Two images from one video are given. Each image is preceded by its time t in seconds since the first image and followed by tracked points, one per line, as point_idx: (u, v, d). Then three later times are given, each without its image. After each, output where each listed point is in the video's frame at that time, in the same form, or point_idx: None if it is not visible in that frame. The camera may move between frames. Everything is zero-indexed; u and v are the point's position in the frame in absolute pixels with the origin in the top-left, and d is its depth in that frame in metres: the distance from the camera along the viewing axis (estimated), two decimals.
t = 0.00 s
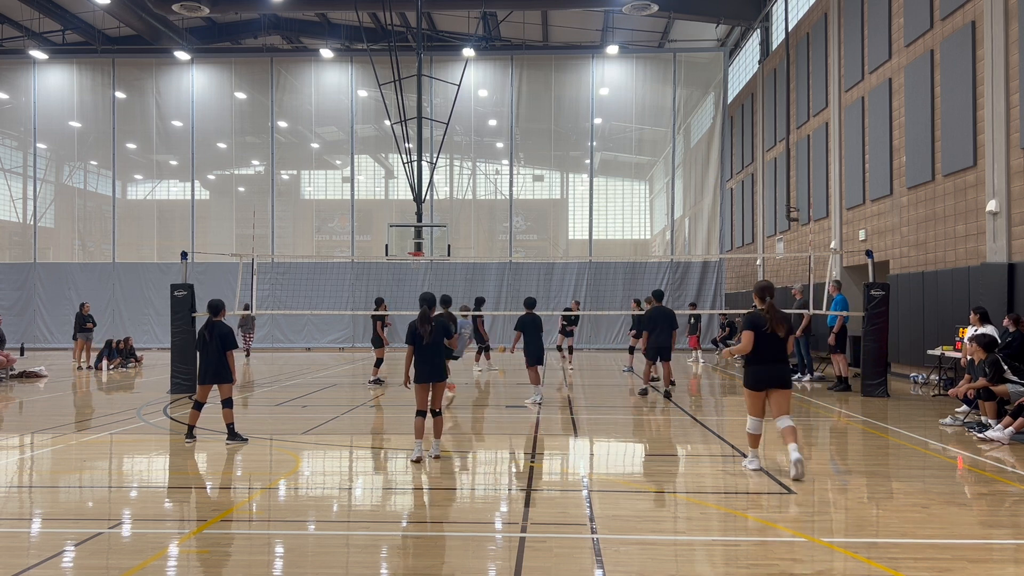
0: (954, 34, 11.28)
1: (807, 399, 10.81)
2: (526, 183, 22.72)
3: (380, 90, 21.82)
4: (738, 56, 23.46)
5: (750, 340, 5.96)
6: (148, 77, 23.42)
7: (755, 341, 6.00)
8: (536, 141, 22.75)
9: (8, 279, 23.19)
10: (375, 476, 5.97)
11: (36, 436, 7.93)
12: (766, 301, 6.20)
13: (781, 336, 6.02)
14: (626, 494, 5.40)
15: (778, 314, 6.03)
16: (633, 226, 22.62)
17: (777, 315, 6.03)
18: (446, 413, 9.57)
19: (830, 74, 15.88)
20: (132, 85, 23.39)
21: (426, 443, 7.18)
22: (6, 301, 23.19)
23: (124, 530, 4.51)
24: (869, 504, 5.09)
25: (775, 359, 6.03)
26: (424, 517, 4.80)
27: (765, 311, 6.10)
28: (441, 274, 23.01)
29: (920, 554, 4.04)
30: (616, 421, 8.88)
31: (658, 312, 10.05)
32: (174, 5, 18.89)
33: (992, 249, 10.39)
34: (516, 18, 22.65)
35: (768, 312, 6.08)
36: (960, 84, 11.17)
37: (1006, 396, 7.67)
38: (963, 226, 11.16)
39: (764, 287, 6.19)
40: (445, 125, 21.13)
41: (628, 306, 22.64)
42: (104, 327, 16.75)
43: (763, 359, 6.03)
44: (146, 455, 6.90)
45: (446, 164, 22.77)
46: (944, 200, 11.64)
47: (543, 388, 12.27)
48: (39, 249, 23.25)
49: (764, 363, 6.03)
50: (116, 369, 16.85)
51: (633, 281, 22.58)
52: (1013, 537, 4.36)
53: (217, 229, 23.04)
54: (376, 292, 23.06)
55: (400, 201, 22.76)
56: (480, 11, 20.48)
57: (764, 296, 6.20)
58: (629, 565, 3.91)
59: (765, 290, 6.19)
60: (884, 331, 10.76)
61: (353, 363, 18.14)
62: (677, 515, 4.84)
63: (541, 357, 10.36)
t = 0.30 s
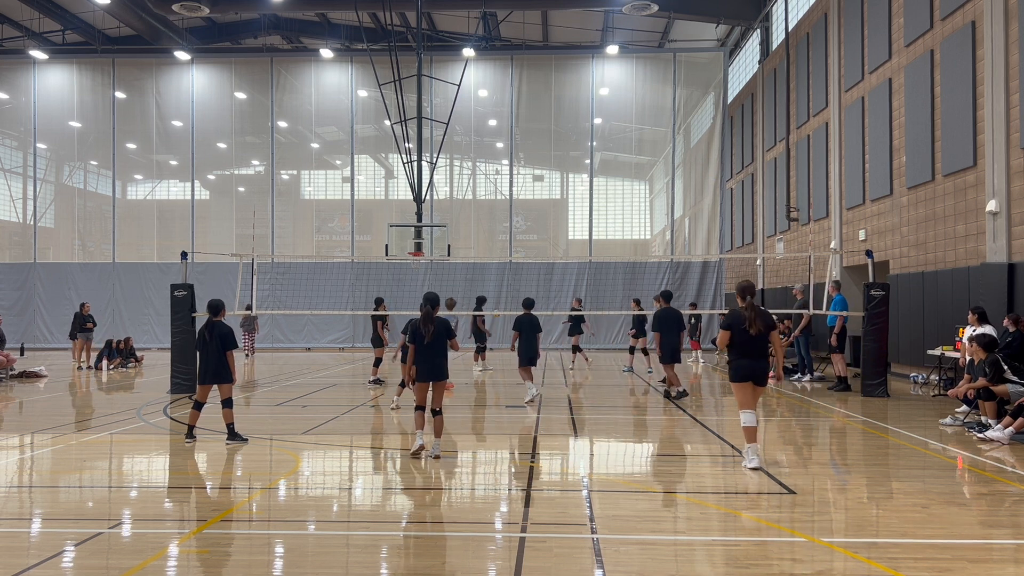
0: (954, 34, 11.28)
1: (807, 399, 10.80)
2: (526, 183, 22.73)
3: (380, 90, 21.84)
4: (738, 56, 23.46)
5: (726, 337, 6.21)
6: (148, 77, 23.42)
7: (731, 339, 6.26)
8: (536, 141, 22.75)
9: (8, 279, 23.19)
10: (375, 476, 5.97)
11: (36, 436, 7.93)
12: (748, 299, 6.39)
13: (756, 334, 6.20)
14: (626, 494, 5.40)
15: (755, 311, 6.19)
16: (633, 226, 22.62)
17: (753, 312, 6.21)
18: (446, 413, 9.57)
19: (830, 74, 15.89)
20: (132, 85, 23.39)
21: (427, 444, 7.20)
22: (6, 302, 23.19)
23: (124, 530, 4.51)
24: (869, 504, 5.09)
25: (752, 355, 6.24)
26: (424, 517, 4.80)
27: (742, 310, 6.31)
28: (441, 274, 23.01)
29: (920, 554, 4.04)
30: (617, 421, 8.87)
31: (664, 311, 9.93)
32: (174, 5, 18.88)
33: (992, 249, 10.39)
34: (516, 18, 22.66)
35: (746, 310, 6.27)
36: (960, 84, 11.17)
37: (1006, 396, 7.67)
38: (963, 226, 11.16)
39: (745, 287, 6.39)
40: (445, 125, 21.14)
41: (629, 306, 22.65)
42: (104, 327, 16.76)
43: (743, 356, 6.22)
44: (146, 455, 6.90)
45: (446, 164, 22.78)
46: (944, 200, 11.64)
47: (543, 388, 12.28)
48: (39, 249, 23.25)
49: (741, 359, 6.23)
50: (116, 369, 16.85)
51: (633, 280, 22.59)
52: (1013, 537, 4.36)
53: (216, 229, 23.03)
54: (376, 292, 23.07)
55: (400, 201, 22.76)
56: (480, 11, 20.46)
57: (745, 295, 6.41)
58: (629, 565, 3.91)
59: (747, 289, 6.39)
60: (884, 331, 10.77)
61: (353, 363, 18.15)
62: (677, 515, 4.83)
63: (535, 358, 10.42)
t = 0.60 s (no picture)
0: (954, 34, 11.28)
1: (807, 399, 10.80)
2: (526, 183, 22.73)
3: (380, 90, 21.84)
4: (738, 56, 23.45)
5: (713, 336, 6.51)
6: (148, 77, 23.42)
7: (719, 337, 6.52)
8: (536, 141, 22.75)
9: (8, 279, 23.19)
10: (375, 476, 5.97)
11: (36, 436, 7.93)
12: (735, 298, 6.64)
13: (742, 331, 6.50)
14: (626, 494, 5.40)
15: (740, 310, 6.49)
16: (633, 226, 22.62)
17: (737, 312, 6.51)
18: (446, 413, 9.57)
19: (830, 74, 15.89)
20: (132, 85, 23.39)
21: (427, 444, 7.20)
22: (6, 302, 23.19)
23: (124, 530, 4.51)
24: (869, 504, 5.09)
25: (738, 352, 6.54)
26: (424, 517, 4.80)
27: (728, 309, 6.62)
28: (441, 274, 23.01)
29: (920, 554, 4.04)
30: (617, 421, 8.87)
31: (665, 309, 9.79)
32: (174, 5, 18.87)
33: (992, 249, 10.39)
34: (516, 18, 22.66)
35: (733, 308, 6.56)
36: (960, 84, 11.17)
37: (1006, 395, 7.67)
38: (963, 226, 11.16)
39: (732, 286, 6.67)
40: (445, 125, 21.14)
41: (629, 306, 22.65)
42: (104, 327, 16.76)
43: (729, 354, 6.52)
44: (146, 455, 6.90)
45: (446, 164, 22.78)
46: (944, 200, 11.64)
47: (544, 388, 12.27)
48: (39, 249, 23.25)
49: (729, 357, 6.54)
50: (116, 369, 16.85)
51: (633, 280, 22.59)
52: (1013, 537, 4.36)
53: (216, 229, 23.03)
54: (376, 292, 23.06)
55: (400, 201, 22.76)
56: (480, 11, 20.46)
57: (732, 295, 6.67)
58: (629, 565, 3.91)
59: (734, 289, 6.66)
60: (884, 331, 10.77)
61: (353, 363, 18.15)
62: (677, 515, 4.84)
63: (529, 356, 10.46)
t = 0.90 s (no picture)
0: (953, 34, 11.28)
1: (807, 399, 10.81)
2: (526, 183, 22.73)
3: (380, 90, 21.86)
4: (738, 56, 23.45)
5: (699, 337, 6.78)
6: (148, 77, 23.42)
7: (706, 338, 6.75)
8: (536, 141, 22.75)
9: (8, 279, 23.18)
10: (375, 476, 5.97)
11: (36, 436, 7.93)
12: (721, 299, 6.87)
13: (728, 332, 6.75)
14: (626, 494, 5.40)
15: (726, 312, 6.73)
16: (633, 226, 22.63)
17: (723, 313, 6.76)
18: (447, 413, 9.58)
19: (830, 75, 15.89)
20: (132, 85, 23.39)
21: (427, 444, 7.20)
22: (6, 302, 23.19)
23: (124, 530, 4.51)
24: (869, 504, 5.09)
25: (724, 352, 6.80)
26: (424, 517, 4.80)
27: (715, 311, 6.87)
28: (441, 274, 23.01)
29: (920, 554, 4.04)
30: (617, 421, 8.88)
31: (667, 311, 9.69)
32: (174, 5, 18.88)
33: (992, 249, 10.39)
34: (516, 18, 22.67)
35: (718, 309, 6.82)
36: (960, 84, 11.17)
37: (1007, 395, 7.66)
38: (963, 226, 11.16)
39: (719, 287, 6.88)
40: (445, 125, 21.15)
41: (629, 306, 22.65)
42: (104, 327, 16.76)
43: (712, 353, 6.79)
44: (146, 455, 6.90)
45: (447, 164, 22.78)
46: (944, 200, 11.65)
47: (544, 388, 12.28)
48: (39, 249, 23.25)
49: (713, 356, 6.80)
50: (116, 369, 16.85)
51: (633, 280, 22.59)
52: (1013, 537, 4.36)
53: (217, 229, 23.04)
54: (376, 292, 23.06)
55: (400, 201, 22.77)
56: (480, 11, 20.44)
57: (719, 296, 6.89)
58: (629, 565, 3.91)
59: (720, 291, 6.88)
60: (884, 331, 10.77)
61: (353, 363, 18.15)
62: (678, 515, 4.84)
63: (521, 355, 10.44)
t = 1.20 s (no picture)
0: (954, 34, 11.28)
1: (807, 399, 10.81)
2: (526, 183, 22.73)
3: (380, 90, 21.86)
4: (738, 56, 23.44)
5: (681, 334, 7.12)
6: (148, 77, 23.41)
7: (689, 334, 7.09)
8: (536, 141, 22.76)
9: (8, 279, 23.18)
10: (375, 476, 5.97)
11: (36, 436, 7.93)
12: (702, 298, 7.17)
13: (710, 329, 7.05)
14: (626, 494, 5.40)
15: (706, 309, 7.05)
16: (633, 226, 22.63)
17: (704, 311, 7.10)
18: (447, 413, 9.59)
19: (830, 75, 15.89)
20: (132, 85, 23.38)
21: (427, 444, 7.19)
22: (6, 302, 23.18)
23: (124, 530, 4.51)
24: (869, 504, 5.08)
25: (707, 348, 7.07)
26: (424, 517, 4.80)
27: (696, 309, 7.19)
28: (441, 274, 23.01)
29: (920, 554, 4.04)
30: (617, 421, 8.88)
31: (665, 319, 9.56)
32: (174, 5, 18.87)
33: (992, 249, 10.39)
34: (516, 18, 22.67)
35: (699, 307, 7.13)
36: (960, 84, 11.17)
37: (1007, 396, 7.63)
38: (963, 226, 11.16)
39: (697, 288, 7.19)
40: (445, 125, 21.15)
41: (629, 306, 22.65)
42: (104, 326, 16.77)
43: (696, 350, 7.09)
44: (146, 455, 6.90)
45: (446, 164, 22.78)
46: (944, 200, 11.65)
47: (544, 388, 12.27)
48: (39, 249, 23.25)
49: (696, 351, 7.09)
50: (115, 369, 16.85)
51: (633, 280, 22.59)
52: (1014, 537, 4.35)
53: (217, 229, 23.04)
54: (376, 292, 23.06)
55: (400, 201, 22.77)
56: (480, 11, 20.45)
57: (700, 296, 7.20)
58: (629, 565, 3.91)
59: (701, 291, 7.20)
60: (884, 331, 10.77)
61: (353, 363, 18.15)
62: (678, 515, 4.84)
63: (521, 356, 10.43)
